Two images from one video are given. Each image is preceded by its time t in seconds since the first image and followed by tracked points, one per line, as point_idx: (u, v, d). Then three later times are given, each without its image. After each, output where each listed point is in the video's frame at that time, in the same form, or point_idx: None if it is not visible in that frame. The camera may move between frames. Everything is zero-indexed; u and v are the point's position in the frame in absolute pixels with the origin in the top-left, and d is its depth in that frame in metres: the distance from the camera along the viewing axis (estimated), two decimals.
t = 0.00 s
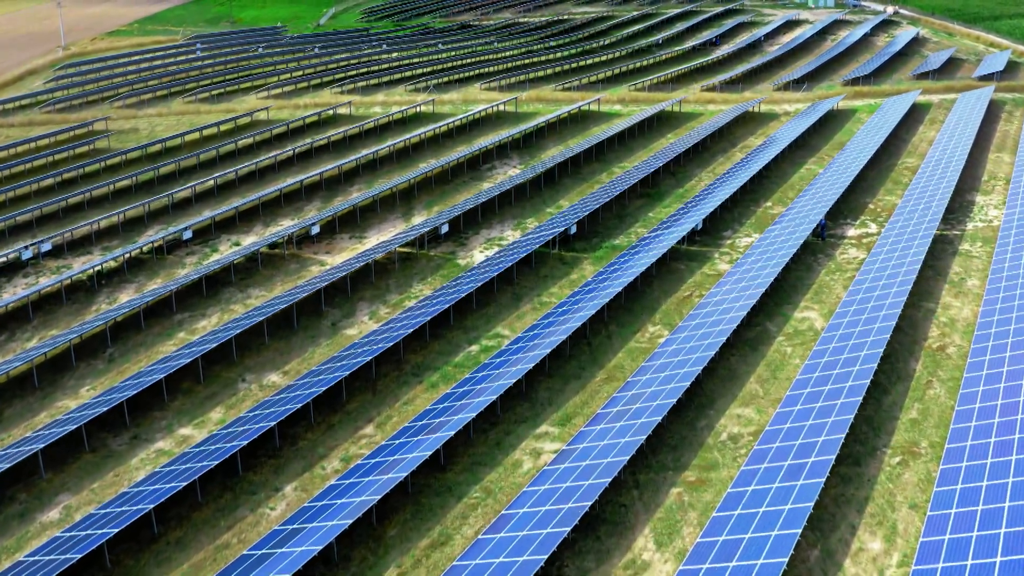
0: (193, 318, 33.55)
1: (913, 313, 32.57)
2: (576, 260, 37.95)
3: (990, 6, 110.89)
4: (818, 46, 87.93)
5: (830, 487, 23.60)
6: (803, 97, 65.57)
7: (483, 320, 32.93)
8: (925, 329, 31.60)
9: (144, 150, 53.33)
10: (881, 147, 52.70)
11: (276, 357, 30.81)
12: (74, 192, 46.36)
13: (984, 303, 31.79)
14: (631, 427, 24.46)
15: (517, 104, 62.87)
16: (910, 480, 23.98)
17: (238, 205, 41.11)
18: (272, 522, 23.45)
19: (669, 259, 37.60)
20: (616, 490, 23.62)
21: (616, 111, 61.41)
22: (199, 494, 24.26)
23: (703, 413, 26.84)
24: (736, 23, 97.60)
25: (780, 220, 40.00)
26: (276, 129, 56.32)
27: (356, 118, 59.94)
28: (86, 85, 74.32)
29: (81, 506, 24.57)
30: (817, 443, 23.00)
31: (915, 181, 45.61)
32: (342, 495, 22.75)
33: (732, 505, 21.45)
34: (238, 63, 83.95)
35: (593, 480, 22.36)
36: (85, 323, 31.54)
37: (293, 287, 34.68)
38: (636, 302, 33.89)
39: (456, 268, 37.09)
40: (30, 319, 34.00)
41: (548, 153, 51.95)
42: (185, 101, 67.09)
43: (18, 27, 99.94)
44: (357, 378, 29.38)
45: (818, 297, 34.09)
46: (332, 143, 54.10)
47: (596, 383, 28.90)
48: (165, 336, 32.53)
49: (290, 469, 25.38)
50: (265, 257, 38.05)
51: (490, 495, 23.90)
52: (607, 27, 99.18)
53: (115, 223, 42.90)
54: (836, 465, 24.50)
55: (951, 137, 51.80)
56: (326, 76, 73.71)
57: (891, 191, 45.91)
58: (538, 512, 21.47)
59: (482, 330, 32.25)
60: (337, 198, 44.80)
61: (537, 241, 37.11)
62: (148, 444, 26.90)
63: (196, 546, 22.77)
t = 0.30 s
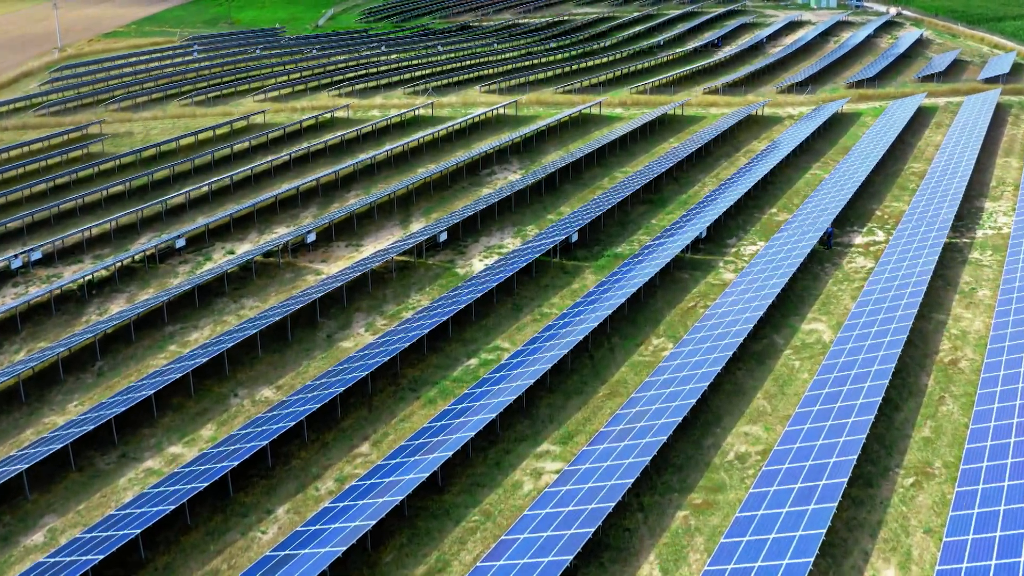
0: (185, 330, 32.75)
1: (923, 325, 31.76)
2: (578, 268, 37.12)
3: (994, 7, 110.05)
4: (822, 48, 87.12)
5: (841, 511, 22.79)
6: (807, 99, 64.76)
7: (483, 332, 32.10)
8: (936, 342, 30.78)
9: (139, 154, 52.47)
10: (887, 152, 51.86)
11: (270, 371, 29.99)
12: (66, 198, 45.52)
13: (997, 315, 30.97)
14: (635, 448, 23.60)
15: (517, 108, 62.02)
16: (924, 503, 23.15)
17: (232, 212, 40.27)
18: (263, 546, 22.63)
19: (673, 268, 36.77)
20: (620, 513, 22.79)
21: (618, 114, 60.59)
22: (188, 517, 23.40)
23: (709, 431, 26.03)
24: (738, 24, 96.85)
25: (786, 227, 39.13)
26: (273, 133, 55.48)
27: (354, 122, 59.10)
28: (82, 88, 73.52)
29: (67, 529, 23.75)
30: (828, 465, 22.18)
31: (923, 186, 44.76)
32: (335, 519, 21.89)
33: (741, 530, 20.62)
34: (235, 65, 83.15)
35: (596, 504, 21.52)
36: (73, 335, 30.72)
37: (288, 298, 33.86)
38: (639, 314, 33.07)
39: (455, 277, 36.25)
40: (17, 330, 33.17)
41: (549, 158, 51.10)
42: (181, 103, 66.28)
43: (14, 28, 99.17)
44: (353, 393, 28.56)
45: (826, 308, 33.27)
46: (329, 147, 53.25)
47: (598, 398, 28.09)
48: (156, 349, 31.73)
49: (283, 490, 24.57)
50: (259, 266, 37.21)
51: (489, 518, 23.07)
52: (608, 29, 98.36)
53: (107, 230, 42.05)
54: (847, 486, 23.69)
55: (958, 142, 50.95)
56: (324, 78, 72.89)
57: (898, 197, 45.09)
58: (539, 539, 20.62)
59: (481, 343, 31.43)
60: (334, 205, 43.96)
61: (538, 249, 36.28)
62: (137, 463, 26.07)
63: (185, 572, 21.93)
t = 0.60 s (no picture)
0: (176, 343, 31.94)
1: (934, 338, 30.94)
2: (580, 278, 36.29)
3: (997, 8, 109.24)
4: (824, 50, 86.29)
5: (854, 537, 21.96)
6: (810, 103, 63.98)
7: (482, 345, 31.26)
8: (948, 356, 29.95)
9: (133, 159, 51.61)
10: (893, 157, 51.04)
11: (263, 387, 29.16)
12: (57, 205, 44.66)
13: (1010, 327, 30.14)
14: (639, 470, 22.72)
15: (517, 111, 61.17)
16: (939, 528, 22.32)
17: (226, 220, 39.41)
18: (254, 573, 21.78)
19: (676, 277, 35.94)
20: (624, 539, 21.96)
21: (619, 118, 59.77)
22: (176, 541, 22.54)
23: (716, 450, 25.20)
24: (740, 26, 96.06)
25: (791, 236, 38.27)
26: (269, 137, 54.64)
27: (352, 126, 58.27)
28: (76, 91, 72.64)
29: (51, 553, 22.89)
30: (840, 489, 21.34)
31: (930, 192, 43.93)
32: (327, 544, 20.99)
33: (751, 559, 19.77)
34: (232, 67, 82.30)
35: (600, 530, 20.65)
36: (61, 349, 29.90)
37: (282, 310, 33.01)
38: (643, 326, 32.24)
39: (453, 287, 35.42)
40: (5, 343, 32.33)
41: (549, 163, 50.25)
42: (176, 107, 65.43)
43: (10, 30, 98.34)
44: (348, 410, 27.72)
45: (834, 320, 32.45)
46: (326, 152, 52.40)
47: (601, 415, 27.26)
48: (146, 363, 30.92)
49: (274, 513, 23.71)
50: (253, 275, 36.37)
51: (489, 543, 22.23)
52: (609, 30, 97.54)
53: (98, 238, 41.20)
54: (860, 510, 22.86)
55: (966, 146, 50.14)
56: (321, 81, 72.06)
57: (905, 203, 44.28)
58: (540, 567, 19.76)
59: (481, 356, 30.58)
60: (330, 211, 43.11)
61: (539, 259, 35.43)
62: (125, 484, 25.24)
63: None
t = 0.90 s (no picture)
0: (167, 357, 31.11)
1: (946, 353, 30.11)
2: (581, 288, 35.46)
3: (1001, 10, 108.40)
4: (828, 52, 85.48)
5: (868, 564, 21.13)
6: (815, 106, 63.16)
7: (482, 359, 30.43)
8: (961, 370, 29.09)
9: (126, 165, 50.72)
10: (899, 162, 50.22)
11: (255, 403, 28.32)
12: (49, 212, 43.82)
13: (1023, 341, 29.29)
14: (645, 494, 21.83)
15: (517, 115, 60.32)
16: (955, 555, 21.49)
17: (219, 229, 38.55)
18: None
19: (680, 288, 35.11)
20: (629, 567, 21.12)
21: (621, 122, 58.95)
22: (163, 568, 21.67)
23: (723, 472, 24.37)
24: (742, 27, 95.28)
25: (797, 245, 37.41)
26: (265, 142, 53.79)
27: (349, 130, 57.42)
28: (71, 93, 71.85)
29: None
30: (853, 515, 20.51)
31: (939, 199, 43.08)
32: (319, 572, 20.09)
33: None
34: (229, 69, 81.49)
35: (604, 559, 19.79)
36: (48, 364, 29.04)
37: (276, 322, 32.17)
38: (646, 339, 31.39)
39: (452, 298, 34.59)
40: None
41: (550, 169, 49.39)
42: (172, 110, 64.61)
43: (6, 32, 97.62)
44: (343, 428, 26.88)
45: (842, 333, 31.63)
46: (323, 157, 51.54)
47: (604, 433, 26.41)
48: (135, 377, 30.07)
49: (266, 538, 22.87)
50: (247, 286, 35.52)
51: (488, 571, 21.39)
52: (610, 32, 96.68)
53: (89, 247, 40.34)
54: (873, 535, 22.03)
55: (973, 151, 49.32)
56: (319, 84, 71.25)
57: (912, 210, 43.48)
58: None
59: (480, 371, 29.74)
60: (327, 218, 42.25)
61: (540, 269, 34.58)
62: (111, 507, 24.39)
63: None
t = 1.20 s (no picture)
0: (157, 371, 30.25)
1: (958, 368, 29.27)
2: (583, 299, 34.61)
3: (1005, 12, 107.59)
4: (830, 54, 84.68)
5: None
6: (819, 110, 62.35)
7: (481, 374, 29.58)
8: (974, 386, 28.25)
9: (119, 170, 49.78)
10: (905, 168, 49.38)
11: (248, 421, 27.47)
12: (39, 219, 42.94)
13: None
14: (651, 520, 20.93)
15: (517, 119, 59.49)
16: None
17: (212, 238, 37.67)
18: None
19: (685, 299, 34.26)
20: None
21: (622, 126, 58.13)
22: None
23: (731, 495, 23.53)
24: (744, 29, 94.50)
25: (803, 255, 36.53)
26: (261, 146, 52.92)
27: (346, 134, 56.55)
28: (65, 96, 71.01)
29: None
30: (868, 544, 19.64)
31: (947, 206, 42.24)
32: None
33: None
34: (225, 71, 80.64)
35: None
36: (34, 380, 28.13)
37: (270, 335, 31.32)
38: (650, 353, 30.53)
39: (450, 310, 33.74)
40: None
41: (550, 174, 48.53)
42: (167, 114, 63.77)
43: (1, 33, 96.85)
44: (337, 448, 26.03)
45: (851, 347, 30.82)
46: (320, 162, 50.67)
47: (607, 453, 25.55)
48: (124, 394, 29.20)
49: (257, 565, 22.00)
50: (240, 297, 34.65)
51: None
52: (610, 33, 95.85)
53: (80, 256, 39.46)
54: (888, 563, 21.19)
55: (982, 155, 48.47)
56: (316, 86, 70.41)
57: (920, 218, 42.66)
58: None
59: (478, 387, 28.89)
60: (323, 226, 41.40)
61: (541, 280, 33.71)
62: (97, 531, 23.51)
63: None
